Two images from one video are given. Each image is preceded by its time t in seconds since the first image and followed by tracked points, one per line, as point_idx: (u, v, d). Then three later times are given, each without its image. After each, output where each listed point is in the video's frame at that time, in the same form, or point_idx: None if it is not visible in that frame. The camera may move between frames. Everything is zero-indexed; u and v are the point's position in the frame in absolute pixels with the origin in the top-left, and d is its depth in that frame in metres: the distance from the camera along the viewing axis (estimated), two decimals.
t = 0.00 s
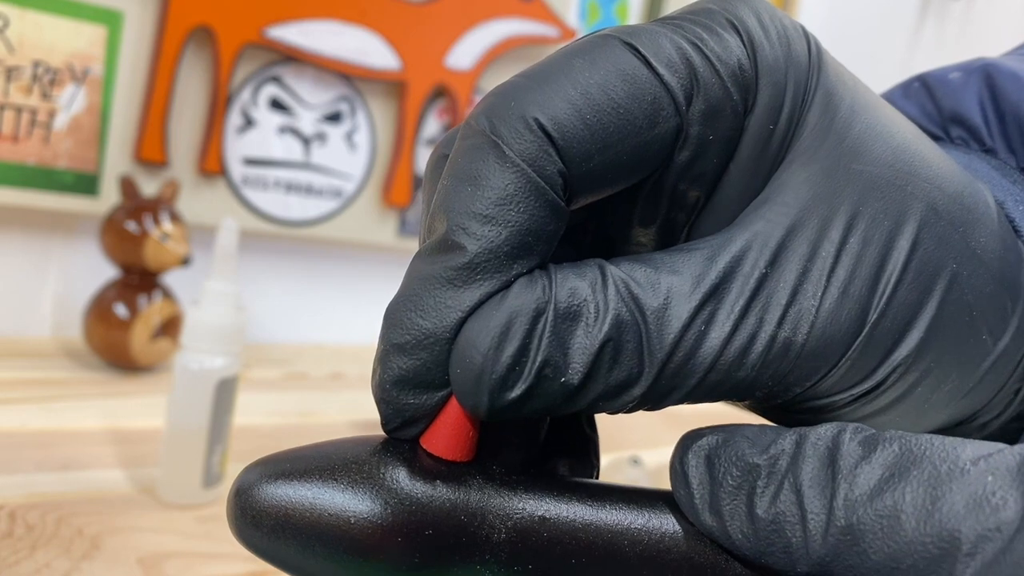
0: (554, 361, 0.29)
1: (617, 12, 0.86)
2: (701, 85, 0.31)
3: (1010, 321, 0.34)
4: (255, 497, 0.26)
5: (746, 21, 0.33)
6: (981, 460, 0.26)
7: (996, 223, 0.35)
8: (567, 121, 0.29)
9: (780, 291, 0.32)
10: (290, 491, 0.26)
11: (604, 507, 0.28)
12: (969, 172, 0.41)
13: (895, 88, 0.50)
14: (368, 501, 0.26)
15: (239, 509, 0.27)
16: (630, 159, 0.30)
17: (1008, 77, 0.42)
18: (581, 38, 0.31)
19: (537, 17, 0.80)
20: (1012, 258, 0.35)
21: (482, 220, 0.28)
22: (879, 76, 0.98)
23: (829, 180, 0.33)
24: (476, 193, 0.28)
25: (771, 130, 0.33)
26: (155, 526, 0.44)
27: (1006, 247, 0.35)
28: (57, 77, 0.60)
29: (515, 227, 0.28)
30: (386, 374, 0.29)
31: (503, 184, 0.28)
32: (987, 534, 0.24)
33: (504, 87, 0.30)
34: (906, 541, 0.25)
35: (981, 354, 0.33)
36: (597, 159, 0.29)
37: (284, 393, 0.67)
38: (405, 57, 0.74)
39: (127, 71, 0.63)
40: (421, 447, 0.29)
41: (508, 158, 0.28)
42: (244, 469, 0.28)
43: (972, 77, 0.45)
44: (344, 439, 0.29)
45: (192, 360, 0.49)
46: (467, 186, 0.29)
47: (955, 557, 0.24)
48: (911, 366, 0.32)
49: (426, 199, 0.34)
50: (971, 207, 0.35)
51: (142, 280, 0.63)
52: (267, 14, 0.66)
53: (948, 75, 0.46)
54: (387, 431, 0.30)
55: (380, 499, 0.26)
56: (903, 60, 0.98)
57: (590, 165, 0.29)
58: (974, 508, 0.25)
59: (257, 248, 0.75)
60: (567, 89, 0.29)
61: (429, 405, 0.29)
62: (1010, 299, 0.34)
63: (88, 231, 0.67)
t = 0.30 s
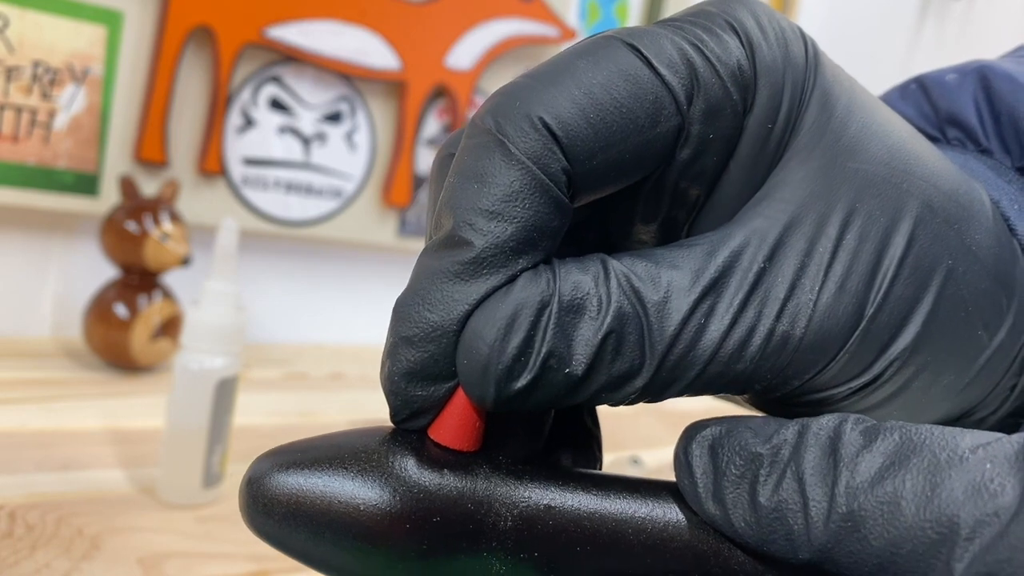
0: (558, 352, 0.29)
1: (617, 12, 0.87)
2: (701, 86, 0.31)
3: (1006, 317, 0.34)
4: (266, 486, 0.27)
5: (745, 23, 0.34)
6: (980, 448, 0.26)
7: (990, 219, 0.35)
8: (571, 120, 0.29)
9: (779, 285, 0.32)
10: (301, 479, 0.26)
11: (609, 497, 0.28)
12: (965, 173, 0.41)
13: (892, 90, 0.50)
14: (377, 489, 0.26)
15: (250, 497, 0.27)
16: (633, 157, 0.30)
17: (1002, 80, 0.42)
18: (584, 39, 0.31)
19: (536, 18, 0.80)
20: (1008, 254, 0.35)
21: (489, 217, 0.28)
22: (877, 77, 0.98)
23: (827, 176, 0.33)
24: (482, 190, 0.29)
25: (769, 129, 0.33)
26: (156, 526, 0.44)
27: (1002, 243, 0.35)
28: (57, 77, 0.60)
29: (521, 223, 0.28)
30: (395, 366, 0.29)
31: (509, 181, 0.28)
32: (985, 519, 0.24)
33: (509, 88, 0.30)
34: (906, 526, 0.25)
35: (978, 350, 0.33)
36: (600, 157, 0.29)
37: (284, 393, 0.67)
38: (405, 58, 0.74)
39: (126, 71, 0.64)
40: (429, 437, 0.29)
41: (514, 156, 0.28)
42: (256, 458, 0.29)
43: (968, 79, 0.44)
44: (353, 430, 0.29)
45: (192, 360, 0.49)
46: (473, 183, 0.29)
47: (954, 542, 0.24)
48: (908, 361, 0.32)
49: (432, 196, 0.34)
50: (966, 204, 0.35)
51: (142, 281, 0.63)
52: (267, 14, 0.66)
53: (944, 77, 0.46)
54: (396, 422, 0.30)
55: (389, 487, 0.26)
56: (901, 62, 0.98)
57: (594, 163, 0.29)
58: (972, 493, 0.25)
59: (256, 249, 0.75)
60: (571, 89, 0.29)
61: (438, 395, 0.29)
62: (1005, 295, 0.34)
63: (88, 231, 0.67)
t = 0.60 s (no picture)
0: (571, 345, 0.29)
1: (617, 12, 0.87)
2: (711, 85, 0.31)
3: (1011, 312, 0.34)
4: (283, 480, 0.27)
5: (752, 23, 0.34)
6: (990, 445, 0.26)
7: (995, 217, 0.36)
8: (583, 118, 0.29)
9: (788, 280, 0.32)
10: (317, 473, 0.27)
11: (621, 491, 0.29)
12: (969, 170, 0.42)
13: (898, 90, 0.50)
14: (392, 483, 0.26)
15: (267, 491, 0.27)
16: (644, 155, 0.30)
17: (1007, 79, 0.43)
18: (595, 40, 0.32)
19: (537, 18, 0.81)
20: (1012, 251, 0.35)
21: (503, 214, 0.28)
22: (878, 78, 0.99)
23: (832, 174, 0.33)
24: (497, 188, 0.29)
25: (776, 128, 0.34)
26: (157, 526, 0.44)
27: (1007, 240, 0.35)
28: (57, 77, 0.60)
29: (535, 220, 0.29)
30: (411, 362, 0.29)
31: (523, 179, 0.29)
32: (996, 515, 0.25)
33: (522, 88, 0.30)
34: (917, 522, 0.26)
35: (983, 346, 0.34)
36: (612, 155, 0.30)
37: (284, 393, 0.67)
38: (406, 58, 0.74)
39: (127, 71, 0.64)
40: (444, 432, 0.30)
41: (527, 154, 0.29)
42: (272, 453, 0.29)
43: (972, 79, 0.45)
44: (367, 425, 0.29)
45: (192, 361, 0.50)
46: (487, 181, 0.29)
47: (964, 536, 0.25)
48: (915, 356, 0.33)
49: (445, 195, 0.34)
50: (971, 201, 0.35)
51: (142, 281, 0.63)
52: (268, 15, 0.66)
53: (949, 77, 0.46)
54: (411, 417, 0.30)
55: (404, 481, 0.26)
56: (901, 62, 0.99)
57: (606, 161, 0.30)
58: (983, 489, 0.25)
59: (256, 249, 0.75)
60: (582, 88, 0.29)
61: (453, 389, 0.29)
62: (1010, 291, 0.34)
63: (88, 231, 0.67)
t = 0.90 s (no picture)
0: (573, 343, 0.29)
1: (617, 12, 0.87)
2: (711, 82, 0.31)
3: (1012, 308, 0.34)
4: (285, 479, 0.27)
5: (752, 21, 0.34)
6: (992, 443, 0.26)
7: (996, 214, 0.36)
8: (584, 116, 0.29)
9: (789, 278, 0.32)
10: (319, 471, 0.27)
11: (623, 490, 0.29)
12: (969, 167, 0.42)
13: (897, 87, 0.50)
14: (394, 482, 0.26)
15: (269, 489, 0.27)
16: (645, 153, 0.30)
17: (1007, 76, 0.43)
18: (594, 38, 0.32)
19: (536, 17, 0.81)
20: (1012, 247, 0.35)
21: (504, 213, 0.29)
22: (877, 77, 0.99)
23: (832, 171, 0.33)
24: (498, 187, 0.29)
25: (776, 125, 0.34)
26: (157, 526, 0.44)
27: (1007, 237, 0.35)
28: (57, 77, 0.60)
29: (537, 218, 0.29)
30: (413, 361, 0.29)
31: (524, 178, 0.29)
32: (997, 513, 0.25)
33: (523, 86, 0.30)
34: (919, 521, 0.26)
35: (983, 343, 0.34)
36: (613, 153, 0.30)
37: (284, 393, 0.67)
38: (406, 57, 0.74)
39: (127, 71, 0.64)
40: (446, 431, 0.30)
41: (529, 153, 0.29)
42: (273, 452, 0.29)
43: (971, 76, 0.45)
44: (369, 424, 0.29)
45: (192, 360, 0.50)
46: (488, 181, 0.29)
47: (966, 534, 0.25)
48: (916, 353, 0.33)
49: (446, 194, 0.34)
50: (971, 197, 0.35)
51: (142, 280, 0.63)
52: (267, 14, 0.66)
53: (948, 74, 0.46)
54: (413, 416, 0.30)
55: (406, 480, 0.26)
56: (901, 61, 0.99)
57: (607, 159, 0.30)
58: (985, 488, 0.25)
59: (256, 249, 0.75)
60: (583, 86, 0.29)
61: (455, 388, 0.29)
62: (1011, 288, 0.34)
63: (88, 230, 0.67)
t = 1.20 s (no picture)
0: (574, 344, 0.29)
1: (617, 12, 0.87)
2: (711, 82, 0.31)
3: (1011, 307, 0.34)
4: (286, 478, 0.27)
5: (751, 20, 0.34)
6: (992, 441, 0.26)
7: (995, 213, 0.36)
8: (584, 117, 0.29)
9: (789, 277, 0.32)
10: (320, 471, 0.27)
11: (623, 490, 0.29)
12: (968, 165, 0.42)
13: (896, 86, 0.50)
14: (395, 481, 0.26)
15: (270, 489, 0.27)
16: (645, 153, 0.30)
17: (1006, 74, 0.43)
18: (594, 38, 0.32)
19: (537, 17, 0.81)
20: (1011, 246, 0.35)
21: (505, 214, 0.29)
22: (877, 76, 0.99)
23: (832, 170, 0.33)
24: (499, 187, 0.29)
25: (776, 124, 0.34)
26: (157, 526, 0.44)
27: (1006, 235, 0.35)
28: (57, 77, 0.60)
29: (537, 219, 0.29)
30: (414, 361, 0.29)
31: (525, 178, 0.29)
32: (997, 511, 0.24)
33: (522, 86, 0.30)
34: (918, 519, 0.26)
35: (983, 341, 0.34)
36: (613, 153, 0.30)
37: (284, 393, 0.67)
38: (406, 57, 0.74)
39: (127, 71, 0.64)
40: (446, 430, 0.30)
41: (529, 153, 0.29)
42: (274, 452, 0.29)
43: (970, 74, 0.45)
44: (370, 424, 0.29)
45: (191, 360, 0.50)
46: (489, 181, 0.29)
47: (965, 533, 0.25)
48: (916, 351, 0.33)
49: (447, 196, 0.34)
50: (970, 196, 0.35)
51: (142, 280, 0.63)
52: (267, 14, 0.66)
53: (947, 73, 0.46)
54: (413, 416, 0.30)
55: (407, 479, 0.26)
56: (901, 60, 0.99)
57: (607, 158, 0.30)
58: (985, 486, 0.25)
59: (256, 249, 0.75)
60: (583, 86, 0.29)
61: (456, 388, 0.29)
62: (1010, 287, 0.34)
63: (88, 230, 0.67)
